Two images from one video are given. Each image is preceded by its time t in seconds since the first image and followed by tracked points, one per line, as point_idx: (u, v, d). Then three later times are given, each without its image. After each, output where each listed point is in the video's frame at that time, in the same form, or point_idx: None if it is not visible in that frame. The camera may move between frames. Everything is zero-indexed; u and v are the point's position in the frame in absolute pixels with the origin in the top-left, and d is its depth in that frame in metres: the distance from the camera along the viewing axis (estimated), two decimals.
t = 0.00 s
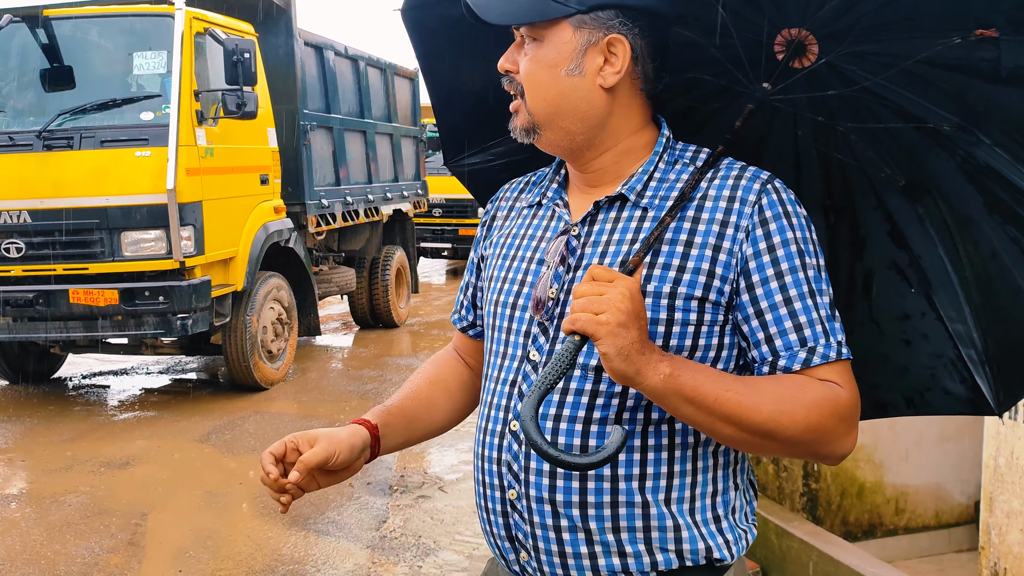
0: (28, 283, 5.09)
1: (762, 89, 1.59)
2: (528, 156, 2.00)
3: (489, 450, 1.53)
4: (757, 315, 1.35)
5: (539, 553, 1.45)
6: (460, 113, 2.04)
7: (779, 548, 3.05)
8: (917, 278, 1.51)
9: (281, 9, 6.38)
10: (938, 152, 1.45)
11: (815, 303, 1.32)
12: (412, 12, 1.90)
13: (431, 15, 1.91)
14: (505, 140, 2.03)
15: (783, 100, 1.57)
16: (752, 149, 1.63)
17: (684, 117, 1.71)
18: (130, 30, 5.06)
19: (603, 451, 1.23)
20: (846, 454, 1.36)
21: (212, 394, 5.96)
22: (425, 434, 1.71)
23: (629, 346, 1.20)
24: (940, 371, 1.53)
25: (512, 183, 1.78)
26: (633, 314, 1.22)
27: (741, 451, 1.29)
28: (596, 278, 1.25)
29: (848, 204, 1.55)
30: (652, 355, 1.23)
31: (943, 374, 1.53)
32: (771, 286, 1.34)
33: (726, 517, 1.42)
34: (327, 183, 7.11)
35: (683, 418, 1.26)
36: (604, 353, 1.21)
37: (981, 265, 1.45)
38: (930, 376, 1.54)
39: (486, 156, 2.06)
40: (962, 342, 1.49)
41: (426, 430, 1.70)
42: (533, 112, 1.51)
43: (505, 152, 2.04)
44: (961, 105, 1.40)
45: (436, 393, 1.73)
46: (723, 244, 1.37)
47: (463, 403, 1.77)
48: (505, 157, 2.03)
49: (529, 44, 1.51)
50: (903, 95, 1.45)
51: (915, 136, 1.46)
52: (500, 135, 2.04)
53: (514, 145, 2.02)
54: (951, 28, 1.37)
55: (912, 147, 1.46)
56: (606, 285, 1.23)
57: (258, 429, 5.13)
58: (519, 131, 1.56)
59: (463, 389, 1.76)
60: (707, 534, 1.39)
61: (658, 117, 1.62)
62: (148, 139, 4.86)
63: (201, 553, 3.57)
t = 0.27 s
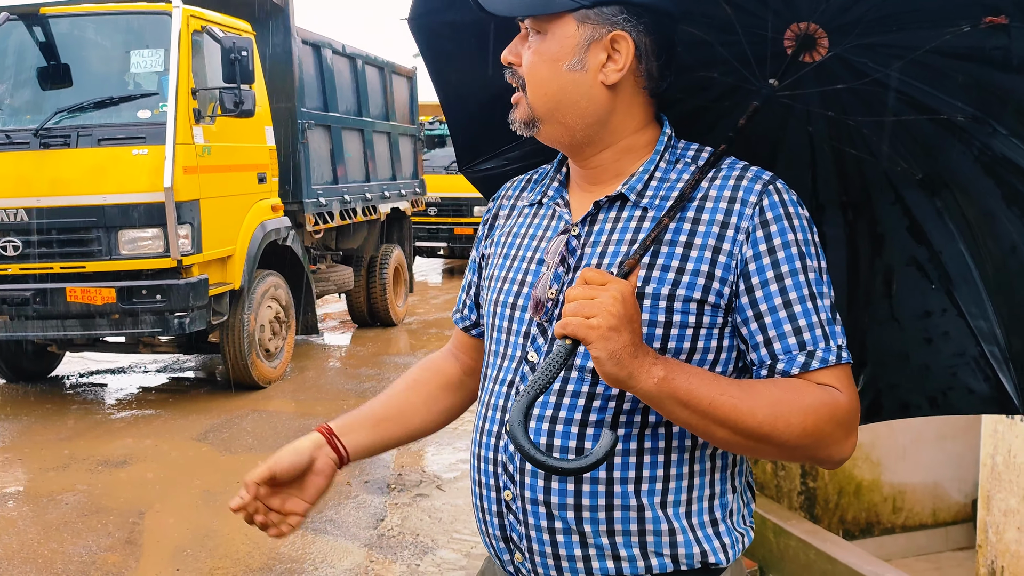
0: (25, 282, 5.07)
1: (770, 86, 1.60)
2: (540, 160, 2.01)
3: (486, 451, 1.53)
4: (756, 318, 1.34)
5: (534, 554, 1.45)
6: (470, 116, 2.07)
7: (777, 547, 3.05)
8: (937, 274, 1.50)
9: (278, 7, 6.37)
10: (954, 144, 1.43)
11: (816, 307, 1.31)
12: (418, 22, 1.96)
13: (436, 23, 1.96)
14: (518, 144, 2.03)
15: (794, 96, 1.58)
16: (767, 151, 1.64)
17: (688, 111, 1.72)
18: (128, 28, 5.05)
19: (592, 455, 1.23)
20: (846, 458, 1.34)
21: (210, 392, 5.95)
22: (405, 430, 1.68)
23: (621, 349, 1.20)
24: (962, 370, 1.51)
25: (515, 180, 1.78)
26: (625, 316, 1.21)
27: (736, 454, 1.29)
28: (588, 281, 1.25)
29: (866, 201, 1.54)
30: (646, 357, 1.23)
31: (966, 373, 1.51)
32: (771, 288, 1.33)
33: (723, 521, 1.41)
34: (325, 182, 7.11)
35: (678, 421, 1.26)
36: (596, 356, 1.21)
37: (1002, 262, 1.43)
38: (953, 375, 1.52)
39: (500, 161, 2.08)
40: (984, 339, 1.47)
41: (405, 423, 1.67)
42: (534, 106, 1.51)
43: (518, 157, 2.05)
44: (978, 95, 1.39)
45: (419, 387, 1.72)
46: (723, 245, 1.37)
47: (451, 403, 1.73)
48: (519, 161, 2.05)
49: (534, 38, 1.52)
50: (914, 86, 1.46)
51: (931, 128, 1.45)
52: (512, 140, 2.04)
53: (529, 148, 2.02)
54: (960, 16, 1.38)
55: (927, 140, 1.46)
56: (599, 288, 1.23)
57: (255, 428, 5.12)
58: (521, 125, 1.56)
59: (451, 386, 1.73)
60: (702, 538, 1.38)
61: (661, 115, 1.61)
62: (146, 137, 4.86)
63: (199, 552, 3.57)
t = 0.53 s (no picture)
0: (21, 280, 5.06)
1: (770, 86, 1.61)
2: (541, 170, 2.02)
3: (485, 451, 1.53)
4: (757, 316, 1.34)
5: (533, 555, 1.45)
6: (474, 125, 2.07)
7: (775, 545, 3.05)
8: (945, 274, 1.49)
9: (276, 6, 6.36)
10: (958, 141, 1.42)
11: (817, 305, 1.31)
12: (418, 32, 1.97)
13: (441, 35, 1.96)
14: (520, 153, 2.04)
15: (796, 96, 1.59)
16: (770, 156, 1.64)
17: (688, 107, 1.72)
18: (125, 27, 5.05)
19: (590, 450, 1.20)
20: (848, 458, 1.35)
21: (207, 391, 5.94)
22: (312, 321, 1.69)
23: (621, 345, 1.20)
24: (973, 369, 1.50)
25: (516, 175, 1.77)
26: (626, 312, 1.21)
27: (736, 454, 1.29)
28: (589, 277, 1.24)
29: (871, 202, 1.54)
30: (646, 354, 1.22)
31: (976, 373, 1.50)
32: (772, 286, 1.33)
33: (724, 522, 1.42)
34: (322, 181, 7.10)
35: (678, 420, 1.25)
36: (597, 352, 1.21)
37: (1011, 260, 1.40)
38: (963, 374, 1.51)
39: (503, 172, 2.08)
40: (994, 338, 1.46)
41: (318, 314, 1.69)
42: (534, 101, 1.51)
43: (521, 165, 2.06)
44: (980, 91, 1.39)
45: (359, 304, 1.74)
46: (723, 243, 1.37)
47: (371, 339, 1.72)
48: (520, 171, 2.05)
49: (535, 33, 1.51)
50: (912, 82, 1.46)
51: (934, 124, 1.44)
52: (514, 150, 2.05)
53: (530, 158, 2.02)
54: (959, 10, 1.37)
55: (930, 136, 1.45)
56: (599, 284, 1.23)
57: (253, 427, 5.12)
58: (520, 121, 1.56)
59: (382, 326, 1.73)
60: (703, 539, 1.39)
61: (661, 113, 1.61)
62: (143, 136, 4.85)
63: (196, 550, 3.57)
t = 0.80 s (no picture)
0: (20, 280, 5.05)
1: (772, 84, 1.61)
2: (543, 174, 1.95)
3: (487, 451, 1.52)
4: (763, 317, 1.34)
5: (536, 557, 1.44)
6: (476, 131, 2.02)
7: (774, 545, 3.05)
8: (950, 271, 1.49)
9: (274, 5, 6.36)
10: (962, 138, 1.42)
11: (822, 305, 1.31)
12: (421, 35, 1.97)
13: (445, 38, 1.96)
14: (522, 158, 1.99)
15: (800, 95, 1.59)
16: (774, 153, 1.63)
17: (688, 106, 1.73)
18: (123, 26, 5.04)
19: (602, 454, 1.20)
20: (851, 459, 1.35)
21: (205, 391, 5.93)
22: (263, 204, 1.70)
23: (630, 348, 1.19)
24: (980, 365, 1.49)
25: (519, 164, 1.74)
26: (634, 315, 1.21)
27: (742, 454, 1.29)
28: (596, 280, 1.24)
29: (873, 199, 1.54)
30: (655, 357, 1.22)
31: (983, 368, 1.49)
32: (778, 287, 1.33)
33: (728, 523, 1.42)
34: (321, 181, 7.09)
35: (686, 421, 1.25)
36: (605, 355, 1.20)
37: (1015, 252, 1.40)
38: (970, 370, 1.50)
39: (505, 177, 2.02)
40: (999, 334, 1.46)
41: (272, 198, 1.69)
42: (534, 99, 1.50)
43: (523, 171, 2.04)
44: (983, 88, 1.38)
45: (318, 209, 1.74)
46: (730, 243, 1.37)
47: (317, 247, 1.73)
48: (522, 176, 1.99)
49: (536, 31, 1.51)
50: (914, 80, 1.45)
51: (935, 121, 1.44)
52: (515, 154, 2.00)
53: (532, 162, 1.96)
54: (962, 7, 1.37)
55: (934, 134, 1.45)
56: (606, 287, 1.22)
57: (252, 427, 5.11)
58: (519, 117, 1.55)
59: (334, 241, 1.74)
60: (707, 540, 1.39)
61: (665, 113, 1.62)
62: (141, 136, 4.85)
63: (194, 551, 3.57)
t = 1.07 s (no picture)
0: (19, 281, 5.05)
1: (774, 87, 1.61)
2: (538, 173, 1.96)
3: (487, 453, 1.52)
4: (769, 319, 1.34)
5: (537, 559, 1.44)
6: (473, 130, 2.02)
7: (773, 545, 3.05)
8: (945, 276, 1.49)
9: (273, 6, 6.35)
10: (961, 144, 1.42)
11: (828, 309, 1.31)
12: (418, 32, 1.98)
13: (444, 37, 1.95)
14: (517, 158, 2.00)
15: (799, 98, 1.59)
16: (774, 151, 1.63)
17: (689, 107, 1.72)
18: (122, 27, 5.04)
19: (615, 456, 1.22)
20: (855, 461, 1.35)
21: (205, 392, 5.93)
22: (260, 229, 1.71)
23: (642, 348, 1.19)
24: (975, 370, 1.50)
25: (520, 163, 1.75)
26: (646, 316, 1.21)
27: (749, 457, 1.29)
28: (607, 279, 1.24)
29: (870, 202, 1.55)
30: (664, 359, 1.22)
31: (978, 374, 1.50)
32: (784, 290, 1.33)
33: (730, 526, 1.42)
34: (320, 181, 7.09)
35: (693, 423, 1.25)
36: (617, 356, 1.20)
37: (1013, 258, 1.40)
38: (966, 375, 1.51)
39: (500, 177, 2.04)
40: (995, 339, 1.46)
41: (270, 222, 1.71)
42: (538, 97, 1.50)
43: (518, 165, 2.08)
44: (984, 94, 1.38)
45: (316, 225, 1.75)
46: (736, 246, 1.37)
47: (318, 265, 1.74)
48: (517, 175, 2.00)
49: (540, 29, 1.51)
50: (914, 85, 1.45)
51: (934, 126, 1.44)
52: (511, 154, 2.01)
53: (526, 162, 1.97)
54: (964, 13, 1.36)
55: (933, 140, 1.45)
56: (618, 287, 1.22)
57: (251, 427, 5.11)
58: (524, 116, 1.55)
59: (334, 257, 1.75)
60: (709, 543, 1.39)
61: (669, 113, 1.61)
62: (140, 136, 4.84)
63: (193, 551, 3.56)
